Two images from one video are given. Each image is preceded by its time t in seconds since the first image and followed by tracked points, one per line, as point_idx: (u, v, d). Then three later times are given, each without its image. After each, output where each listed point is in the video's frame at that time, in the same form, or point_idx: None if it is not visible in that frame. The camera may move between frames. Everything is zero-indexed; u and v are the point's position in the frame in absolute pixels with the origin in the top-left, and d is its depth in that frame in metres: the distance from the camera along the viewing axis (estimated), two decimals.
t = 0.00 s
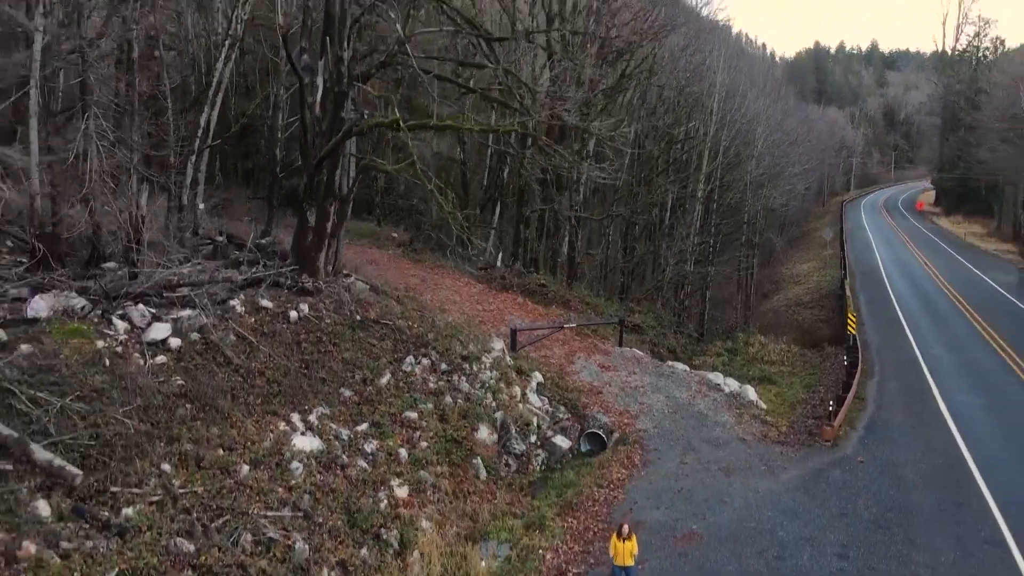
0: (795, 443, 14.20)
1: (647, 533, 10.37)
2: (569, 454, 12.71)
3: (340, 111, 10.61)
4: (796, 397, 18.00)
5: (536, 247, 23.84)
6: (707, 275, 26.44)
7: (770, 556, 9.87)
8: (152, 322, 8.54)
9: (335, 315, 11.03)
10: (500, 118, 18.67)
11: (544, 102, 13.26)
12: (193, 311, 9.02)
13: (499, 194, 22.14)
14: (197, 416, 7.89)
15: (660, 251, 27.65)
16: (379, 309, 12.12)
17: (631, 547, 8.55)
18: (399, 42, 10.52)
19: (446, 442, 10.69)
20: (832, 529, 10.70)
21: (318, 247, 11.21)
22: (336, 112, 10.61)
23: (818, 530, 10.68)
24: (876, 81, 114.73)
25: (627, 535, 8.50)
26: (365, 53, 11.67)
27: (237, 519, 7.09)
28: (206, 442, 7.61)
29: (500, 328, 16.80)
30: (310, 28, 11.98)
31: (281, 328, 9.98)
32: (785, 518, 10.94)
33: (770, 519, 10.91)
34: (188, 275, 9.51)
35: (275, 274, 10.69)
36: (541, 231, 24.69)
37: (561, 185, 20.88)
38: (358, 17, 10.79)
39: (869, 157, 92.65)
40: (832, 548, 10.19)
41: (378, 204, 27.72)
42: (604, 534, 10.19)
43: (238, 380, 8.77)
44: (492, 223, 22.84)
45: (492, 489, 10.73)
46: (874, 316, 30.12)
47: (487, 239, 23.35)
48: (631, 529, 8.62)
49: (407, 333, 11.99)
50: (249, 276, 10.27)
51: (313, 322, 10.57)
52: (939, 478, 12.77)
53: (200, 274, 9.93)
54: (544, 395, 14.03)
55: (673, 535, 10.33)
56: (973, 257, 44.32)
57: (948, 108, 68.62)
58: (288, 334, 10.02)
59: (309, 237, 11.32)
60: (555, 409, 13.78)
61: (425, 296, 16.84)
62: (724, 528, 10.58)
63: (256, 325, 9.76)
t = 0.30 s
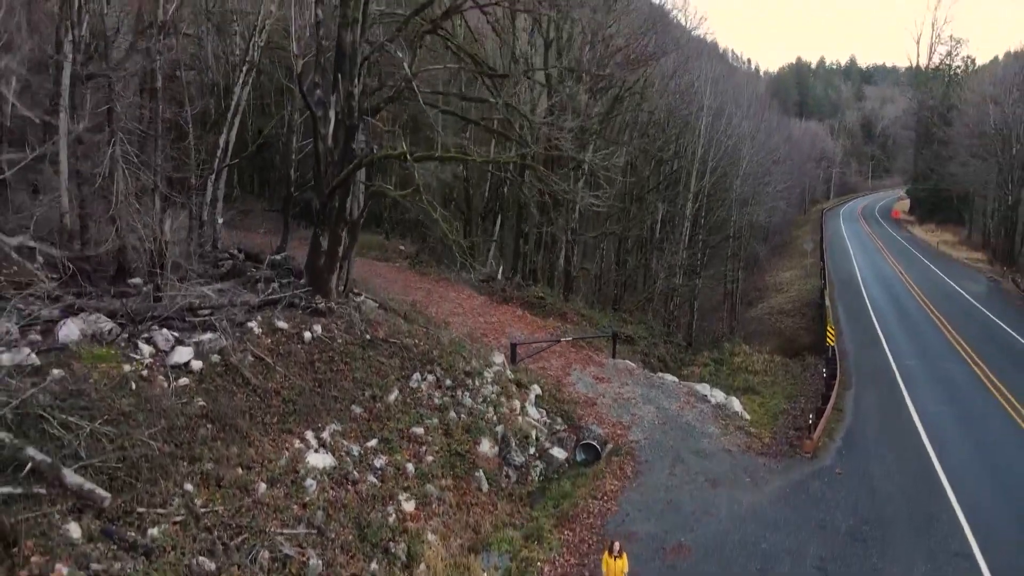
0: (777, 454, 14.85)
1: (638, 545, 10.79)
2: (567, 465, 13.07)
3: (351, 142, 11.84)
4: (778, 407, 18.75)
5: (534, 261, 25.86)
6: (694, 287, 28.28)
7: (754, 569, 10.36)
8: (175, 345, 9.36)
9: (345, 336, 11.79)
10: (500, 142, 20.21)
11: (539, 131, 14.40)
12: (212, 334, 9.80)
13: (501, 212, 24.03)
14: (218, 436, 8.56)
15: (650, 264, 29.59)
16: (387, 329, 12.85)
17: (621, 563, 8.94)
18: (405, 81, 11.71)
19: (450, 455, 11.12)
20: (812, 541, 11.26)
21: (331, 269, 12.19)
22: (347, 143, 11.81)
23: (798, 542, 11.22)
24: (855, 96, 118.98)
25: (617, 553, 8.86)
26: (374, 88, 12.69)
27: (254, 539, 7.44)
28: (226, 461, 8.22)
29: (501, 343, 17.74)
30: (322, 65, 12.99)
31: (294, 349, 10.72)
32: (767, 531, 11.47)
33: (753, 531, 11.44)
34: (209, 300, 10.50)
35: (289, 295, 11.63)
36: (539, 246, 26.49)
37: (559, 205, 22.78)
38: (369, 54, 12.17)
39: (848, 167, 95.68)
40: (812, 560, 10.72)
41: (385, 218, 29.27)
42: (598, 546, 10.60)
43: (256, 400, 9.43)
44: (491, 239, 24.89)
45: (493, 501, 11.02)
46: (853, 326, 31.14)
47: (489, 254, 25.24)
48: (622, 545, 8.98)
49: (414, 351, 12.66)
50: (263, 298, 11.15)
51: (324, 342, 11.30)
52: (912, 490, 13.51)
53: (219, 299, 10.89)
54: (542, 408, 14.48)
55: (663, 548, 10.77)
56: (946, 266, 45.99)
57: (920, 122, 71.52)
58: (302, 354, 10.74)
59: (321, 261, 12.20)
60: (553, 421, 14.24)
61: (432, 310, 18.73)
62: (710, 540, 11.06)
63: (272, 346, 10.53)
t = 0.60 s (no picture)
0: (776, 475, 14.89)
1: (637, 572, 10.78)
2: (567, 486, 13.09)
3: (351, 165, 11.84)
4: (777, 425, 18.80)
5: (534, 274, 25.96)
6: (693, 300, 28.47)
7: None
8: (178, 373, 9.42)
9: (346, 359, 11.85)
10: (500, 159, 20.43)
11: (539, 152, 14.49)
12: (214, 361, 9.88)
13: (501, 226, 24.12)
14: (219, 465, 8.60)
15: (650, 276, 29.74)
16: (388, 350, 12.90)
17: None
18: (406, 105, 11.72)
19: (451, 479, 11.15)
20: (811, 569, 11.26)
21: (331, 291, 12.22)
22: (348, 166, 11.78)
23: (798, 569, 11.23)
24: (854, 97, 119.02)
25: None
26: (376, 111, 12.75)
27: (255, 572, 7.46)
28: (228, 491, 8.25)
29: (501, 360, 17.80)
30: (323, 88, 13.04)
31: (296, 374, 10.77)
32: (766, 557, 11.49)
33: (752, 558, 11.45)
34: (211, 324, 10.54)
35: (290, 318, 11.70)
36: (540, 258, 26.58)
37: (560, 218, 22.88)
38: (370, 78, 12.23)
39: (847, 169, 95.89)
40: None
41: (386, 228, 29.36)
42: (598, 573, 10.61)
43: (257, 427, 9.47)
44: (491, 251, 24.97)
45: (494, 525, 11.02)
46: (852, 336, 31.23)
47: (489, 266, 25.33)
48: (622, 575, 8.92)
49: (414, 372, 12.71)
50: (265, 322, 11.20)
51: (325, 366, 11.36)
52: (910, 514, 13.54)
53: (221, 323, 10.94)
54: (542, 427, 14.50)
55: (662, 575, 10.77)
56: (946, 273, 45.95)
57: (919, 127, 71.72)
58: (303, 379, 10.79)
59: (323, 283, 12.24)
60: (552, 440, 14.27)
61: (430, 324, 18.73)
62: (709, 567, 11.07)
63: (273, 371, 10.59)
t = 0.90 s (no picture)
0: (775, 497, 14.95)
1: None
2: (567, 507, 13.10)
3: (352, 188, 11.89)
4: (776, 443, 18.85)
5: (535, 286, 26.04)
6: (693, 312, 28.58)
7: None
8: (180, 400, 9.47)
9: (347, 382, 11.90)
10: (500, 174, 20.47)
11: (540, 172, 14.55)
12: (216, 387, 9.96)
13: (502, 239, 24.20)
14: (221, 494, 8.64)
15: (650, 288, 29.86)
16: (389, 372, 12.95)
17: None
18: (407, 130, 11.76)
19: (451, 503, 11.17)
20: None
21: (333, 312, 12.26)
22: (349, 188, 11.83)
23: None
24: (854, 99, 119.02)
25: None
26: (376, 133, 12.81)
27: None
28: (230, 521, 8.27)
29: (501, 376, 17.84)
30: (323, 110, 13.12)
31: (297, 399, 10.82)
32: None
33: None
34: (213, 348, 10.60)
35: (292, 342, 11.75)
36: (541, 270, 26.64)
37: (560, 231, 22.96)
38: (370, 102, 12.29)
39: (847, 171, 95.96)
40: None
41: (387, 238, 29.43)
42: None
43: (259, 454, 9.52)
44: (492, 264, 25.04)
45: (495, 549, 11.02)
46: (851, 347, 31.30)
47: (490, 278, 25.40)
48: None
49: (415, 394, 12.75)
50: (266, 346, 11.26)
51: (326, 390, 11.41)
52: (908, 539, 13.59)
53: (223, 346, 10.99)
54: (542, 447, 14.52)
55: None
56: (946, 281, 45.96)
57: (919, 131, 71.86)
58: (304, 403, 10.84)
59: (324, 305, 12.29)
60: (552, 460, 14.30)
61: (430, 338, 18.79)
62: None
63: (275, 395, 10.64)
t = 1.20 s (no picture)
0: (775, 519, 14.97)
1: None
2: (567, 528, 13.11)
3: (353, 210, 11.93)
4: (775, 461, 18.86)
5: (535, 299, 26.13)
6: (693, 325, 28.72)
7: None
8: (182, 427, 9.51)
9: (348, 405, 11.94)
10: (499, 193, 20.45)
11: (542, 192, 14.62)
12: (218, 412, 10.01)
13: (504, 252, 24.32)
14: (223, 522, 8.66)
15: (649, 301, 30.08)
16: (390, 393, 12.99)
17: None
18: (409, 153, 11.80)
19: (453, 527, 11.20)
20: None
21: (334, 332, 12.29)
22: (350, 211, 11.88)
23: None
24: (854, 100, 119.06)
25: None
26: (378, 155, 12.86)
27: None
28: (232, 550, 8.29)
29: (501, 392, 17.89)
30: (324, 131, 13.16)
31: (298, 423, 10.86)
32: None
33: None
34: (214, 372, 10.63)
35: (293, 364, 11.80)
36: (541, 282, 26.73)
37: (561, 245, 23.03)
38: (371, 124, 12.35)
39: (847, 174, 96.04)
40: None
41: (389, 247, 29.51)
42: None
43: (261, 481, 9.55)
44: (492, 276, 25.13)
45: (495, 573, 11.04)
46: (851, 359, 31.34)
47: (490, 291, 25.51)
48: None
49: (415, 416, 12.79)
50: (266, 370, 11.27)
51: (327, 414, 11.46)
52: (908, 563, 13.63)
53: (224, 369, 11.01)
54: (542, 466, 14.53)
55: None
56: (946, 289, 46.03)
57: (919, 136, 71.98)
58: (306, 427, 10.88)
59: (326, 326, 12.33)
60: (552, 479, 14.32)
61: (431, 352, 18.81)
62: None
63: (276, 419, 10.68)
